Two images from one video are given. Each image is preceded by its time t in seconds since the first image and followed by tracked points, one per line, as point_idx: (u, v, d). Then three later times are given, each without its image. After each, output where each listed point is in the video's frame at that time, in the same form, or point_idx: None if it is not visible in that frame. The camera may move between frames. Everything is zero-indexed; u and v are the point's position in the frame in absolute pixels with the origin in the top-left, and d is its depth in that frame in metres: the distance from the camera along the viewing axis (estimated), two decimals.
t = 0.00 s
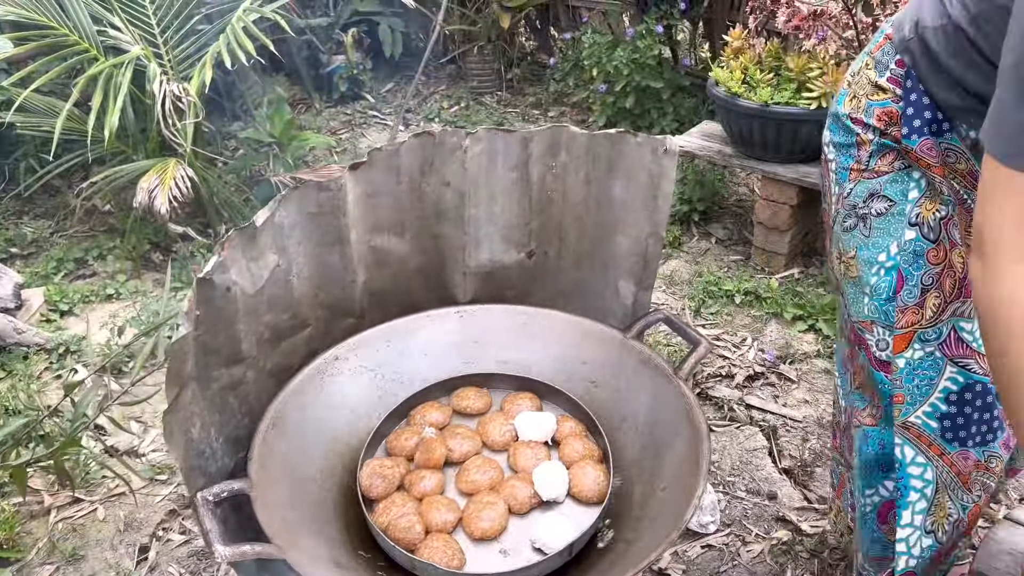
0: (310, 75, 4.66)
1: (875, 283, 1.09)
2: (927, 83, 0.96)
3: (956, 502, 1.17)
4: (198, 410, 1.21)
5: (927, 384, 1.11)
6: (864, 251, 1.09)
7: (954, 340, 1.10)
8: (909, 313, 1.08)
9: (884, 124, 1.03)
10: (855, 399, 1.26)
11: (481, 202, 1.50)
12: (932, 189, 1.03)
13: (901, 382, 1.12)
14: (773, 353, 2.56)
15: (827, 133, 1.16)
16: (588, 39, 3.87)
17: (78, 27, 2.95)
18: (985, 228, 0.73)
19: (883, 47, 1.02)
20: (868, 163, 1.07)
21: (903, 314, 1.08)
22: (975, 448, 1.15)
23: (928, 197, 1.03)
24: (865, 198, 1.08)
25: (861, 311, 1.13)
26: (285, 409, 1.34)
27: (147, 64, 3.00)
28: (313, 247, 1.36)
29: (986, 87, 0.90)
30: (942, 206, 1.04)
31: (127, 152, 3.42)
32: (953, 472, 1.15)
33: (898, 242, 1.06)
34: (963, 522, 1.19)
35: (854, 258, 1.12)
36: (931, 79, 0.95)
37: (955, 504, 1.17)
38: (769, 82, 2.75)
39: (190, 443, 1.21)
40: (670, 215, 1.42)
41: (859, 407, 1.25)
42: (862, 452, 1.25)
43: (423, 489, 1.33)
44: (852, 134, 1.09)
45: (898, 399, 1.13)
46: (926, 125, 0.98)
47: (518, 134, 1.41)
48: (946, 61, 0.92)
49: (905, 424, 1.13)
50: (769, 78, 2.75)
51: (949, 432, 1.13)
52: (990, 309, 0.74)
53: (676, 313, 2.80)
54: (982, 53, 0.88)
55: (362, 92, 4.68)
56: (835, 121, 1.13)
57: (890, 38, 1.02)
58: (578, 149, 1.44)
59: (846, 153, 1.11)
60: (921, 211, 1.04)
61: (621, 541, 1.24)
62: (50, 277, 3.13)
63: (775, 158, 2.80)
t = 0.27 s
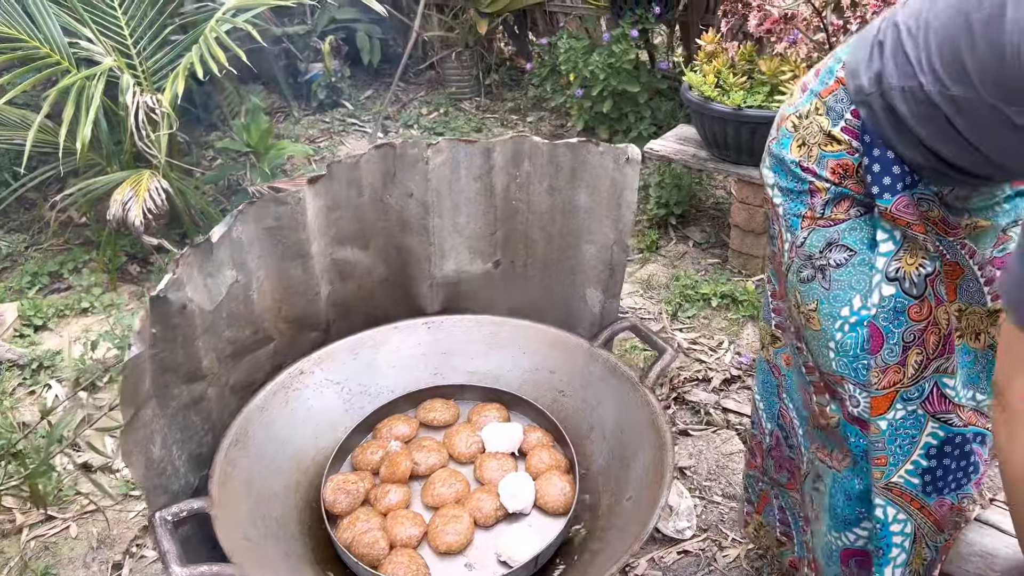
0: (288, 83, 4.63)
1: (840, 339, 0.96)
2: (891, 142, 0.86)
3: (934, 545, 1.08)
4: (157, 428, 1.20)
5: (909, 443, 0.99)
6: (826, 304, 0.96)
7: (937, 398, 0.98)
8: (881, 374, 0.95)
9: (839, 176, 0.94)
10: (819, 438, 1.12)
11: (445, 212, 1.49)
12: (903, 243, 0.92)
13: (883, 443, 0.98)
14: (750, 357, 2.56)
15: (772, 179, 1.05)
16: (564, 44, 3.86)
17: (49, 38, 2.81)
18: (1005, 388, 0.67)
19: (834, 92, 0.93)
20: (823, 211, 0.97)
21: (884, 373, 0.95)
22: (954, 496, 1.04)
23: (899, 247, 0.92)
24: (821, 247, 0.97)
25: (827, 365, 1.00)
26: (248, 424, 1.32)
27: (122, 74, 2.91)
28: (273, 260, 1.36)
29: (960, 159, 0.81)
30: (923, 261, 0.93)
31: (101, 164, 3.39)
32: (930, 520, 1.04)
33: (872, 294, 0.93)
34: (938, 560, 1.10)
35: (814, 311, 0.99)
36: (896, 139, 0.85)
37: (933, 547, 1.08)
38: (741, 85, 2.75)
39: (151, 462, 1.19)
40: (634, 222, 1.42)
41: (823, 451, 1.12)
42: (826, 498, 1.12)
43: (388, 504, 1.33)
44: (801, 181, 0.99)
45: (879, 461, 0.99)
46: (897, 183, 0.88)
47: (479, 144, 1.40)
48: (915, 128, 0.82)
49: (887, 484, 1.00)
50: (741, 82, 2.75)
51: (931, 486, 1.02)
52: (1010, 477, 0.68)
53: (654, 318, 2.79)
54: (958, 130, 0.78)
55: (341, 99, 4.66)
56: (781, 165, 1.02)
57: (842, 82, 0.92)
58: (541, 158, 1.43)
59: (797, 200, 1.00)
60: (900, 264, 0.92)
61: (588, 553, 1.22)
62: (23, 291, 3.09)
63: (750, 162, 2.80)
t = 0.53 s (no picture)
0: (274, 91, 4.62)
1: (824, 385, 0.89)
2: (866, 185, 0.77)
3: None
4: (130, 444, 1.19)
5: (909, 487, 0.93)
6: (807, 350, 0.89)
7: (936, 438, 0.92)
8: (876, 420, 0.89)
9: (810, 221, 0.85)
10: (795, 479, 1.04)
11: (420, 222, 1.50)
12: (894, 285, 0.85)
13: (882, 490, 0.92)
14: (735, 359, 2.56)
15: (736, 216, 0.95)
16: (549, 49, 3.87)
17: (33, 50, 2.71)
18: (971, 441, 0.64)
19: (802, 133, 0.83)
20: (795, 254, 0.87)
21: (881, 418, 0.89)
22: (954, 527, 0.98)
23: (887, 290, 0.85)
24: (797, 292, 0.88)
25: (811, 411, 0.93)
26: (223, 438, 1.32)
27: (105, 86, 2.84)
28: (247, 273, 1.36)
29: (937, 208, 0.72)
30: (914, 301, 0.86)
31: (86, 174, 3.37)
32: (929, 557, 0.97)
33: (860, 338, 0.86)
34: None
35: (794, 357, 0.91)
36: (870, 184, 0.77)
37: None
38: (723, 89, 2.76)
39: (124, 477, 1.18)
40: (609, 230, 1.42)
41: (797, 493, 1.03)
42: (801, 543, 1.04)
43: (365, 515, 1.34)
44: (770, 224, 0.89)
45: (877, 507, 0.93)
46: (878, 229, 0.80)
47: (452, 154, 1.41)
48: (891, 176, 0.73)
49: (888, 530, 0.94)
50: (723, 85, 2.76)
51: (933, 525, 0.96)
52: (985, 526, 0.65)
53: (639, 321, 2.79)
54: (936, 183, 0.69)
55: (328, 106, 4.65)
56: (744, 202, 0.93)
57: (808, 123, 0.82)
58: (515, 167, 1.43)
59: (766, 242, 0.91)
60: (889, 305, 0.85)
61: (564, 562, 1.22)
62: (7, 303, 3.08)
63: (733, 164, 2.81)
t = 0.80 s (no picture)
0: (270, 93, 4.61)
1: (833, 400, 0.92)
2: (871, 198, 0.81)
3: None
4: (128, 446, 1.19)
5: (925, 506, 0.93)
6: (814, 364, 0.93)
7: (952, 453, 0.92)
8: (891, 435, 0.91)
9: (814, 233, 0.89)
10: (806, 493, 1.07)
11: (416, 222, 1.49)
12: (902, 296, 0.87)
13: (898, 507, 0.93)
14: (733, 356, 2.55)
15: (741, 232, 1.01)
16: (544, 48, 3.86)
17: (27, 54, 2.69)
18: (939, 447, 0.62)
19: (805, 146, 0.88)
20: (801, 267, 0.92)
21: (895, 433, 0.91)
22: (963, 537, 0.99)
23: (896, 302, 0.87)
24: (802, 305, 0.92)
25: (821, 426, 0.96)
26: (220, 440, 1.31)
27: (100, 89, 2.83)
28: (242, 274, 1.36)
29: (941, 219, 0.75)
30: (925, 313, 0.88)
31: (82, 178, 3.36)
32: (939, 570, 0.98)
33: (870, 352, 0.88)
34: None
35: (802, 370, 0.95)
36: (874, 196, 0.80)
37: None
38: (719, 86, 2.76)
39: (122, 480, 1.18)
40: (605, 228, 1.42)
41: (807, 508, 1.06)
42: (810, 559, 1.07)
43: (363, 516, 1.34)
44: (775, 237, 0.94)
45: (893, 526, 0.94)
46: (886, 241, 0.83)
47: (447, 153, 1.40)
48: (895, 187, 0.76)
49: (905, 547, 0.95)
50: (718, 82, 2.75)
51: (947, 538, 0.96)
52: (943, 515, 0.65)
53: (637, 320, 2.79)
54: (941, 193, 0.72)
55: (323, 107, 4.64)
56: (751, 219, 0.98)
57: (813, 135, 0.87)
58: (510, 166, 1.43)
59: (771, 256, 0.96)
60: (899, 317, 0.88)
61: (563, 561, 1.22)
62: (4, 307, 3.06)
63: (729, 162, 2.81)
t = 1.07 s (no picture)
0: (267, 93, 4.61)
1: (833, 406, 0.93)
2: (866, 203, 0.82)
3: None
4: (126, 444, 1.20)
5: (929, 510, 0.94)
6: (813, 370, 0.94)
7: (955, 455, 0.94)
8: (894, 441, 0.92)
9: (811, 239, 0.91)
10: (811, 500, 1.08)
11: (412, 219, 1.50)
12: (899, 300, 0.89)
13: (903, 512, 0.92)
14: (731, 352, 2.56)
15: (737, 240, 1.03)
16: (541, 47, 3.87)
17: (25, 56, 2.70)
18: (917, 457, 0.60)
19: (800, 153, 0.90)
20: (797, 273, 0.93)
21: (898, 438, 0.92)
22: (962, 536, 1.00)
23: (894, 305, 0.89)
24: (800, 311, 0.94)
25: (822, 432, 0.97)
26: (218, 438, 1.32)
27: (97, 90, 2.83)
28: (239, 272, 1.37)
29: (936, 222, 0.77)
30: (924, 316, 0.89)
31: (80, 180, 3.37)
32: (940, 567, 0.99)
33: (870, 357, 0.90)
34: None
35: (801, 376, 0.96)
36: (870, 201, 0.82)
37: None
38: (715, 83, 2.76)
39: (121, 478, 1.18)
40: (600, 224, 1.42)
41: (813, 515, 1.08)
42: (817, 566, 1.08)
43: (361, 512, 1.35)
44: (770, 244, 0.96)
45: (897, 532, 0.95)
46: (882, 246, 0.84)
47: (442, 150, 1.41)
48: (891, 192, 0.77)
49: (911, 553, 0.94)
50: (715, 79, 2.75)
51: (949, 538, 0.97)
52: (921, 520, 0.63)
53: (635, 317, 2.79)
54: (937, 198, 0.73)
55: (321, 107, 4.64)
56: (747, 227, 1.00)
57: (807, 142, 0.89)
58: (505, 163, 1.43)
59: (767, 262, 0.97)
60: (898, 321, 0.89)
61: (561, 556, 1.23)
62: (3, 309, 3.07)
63: (726, 158, 2.81)
